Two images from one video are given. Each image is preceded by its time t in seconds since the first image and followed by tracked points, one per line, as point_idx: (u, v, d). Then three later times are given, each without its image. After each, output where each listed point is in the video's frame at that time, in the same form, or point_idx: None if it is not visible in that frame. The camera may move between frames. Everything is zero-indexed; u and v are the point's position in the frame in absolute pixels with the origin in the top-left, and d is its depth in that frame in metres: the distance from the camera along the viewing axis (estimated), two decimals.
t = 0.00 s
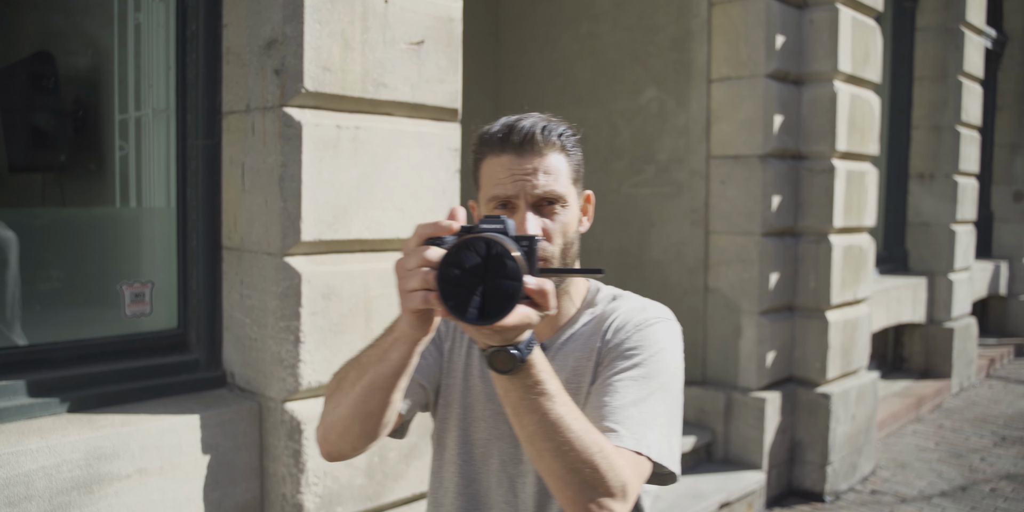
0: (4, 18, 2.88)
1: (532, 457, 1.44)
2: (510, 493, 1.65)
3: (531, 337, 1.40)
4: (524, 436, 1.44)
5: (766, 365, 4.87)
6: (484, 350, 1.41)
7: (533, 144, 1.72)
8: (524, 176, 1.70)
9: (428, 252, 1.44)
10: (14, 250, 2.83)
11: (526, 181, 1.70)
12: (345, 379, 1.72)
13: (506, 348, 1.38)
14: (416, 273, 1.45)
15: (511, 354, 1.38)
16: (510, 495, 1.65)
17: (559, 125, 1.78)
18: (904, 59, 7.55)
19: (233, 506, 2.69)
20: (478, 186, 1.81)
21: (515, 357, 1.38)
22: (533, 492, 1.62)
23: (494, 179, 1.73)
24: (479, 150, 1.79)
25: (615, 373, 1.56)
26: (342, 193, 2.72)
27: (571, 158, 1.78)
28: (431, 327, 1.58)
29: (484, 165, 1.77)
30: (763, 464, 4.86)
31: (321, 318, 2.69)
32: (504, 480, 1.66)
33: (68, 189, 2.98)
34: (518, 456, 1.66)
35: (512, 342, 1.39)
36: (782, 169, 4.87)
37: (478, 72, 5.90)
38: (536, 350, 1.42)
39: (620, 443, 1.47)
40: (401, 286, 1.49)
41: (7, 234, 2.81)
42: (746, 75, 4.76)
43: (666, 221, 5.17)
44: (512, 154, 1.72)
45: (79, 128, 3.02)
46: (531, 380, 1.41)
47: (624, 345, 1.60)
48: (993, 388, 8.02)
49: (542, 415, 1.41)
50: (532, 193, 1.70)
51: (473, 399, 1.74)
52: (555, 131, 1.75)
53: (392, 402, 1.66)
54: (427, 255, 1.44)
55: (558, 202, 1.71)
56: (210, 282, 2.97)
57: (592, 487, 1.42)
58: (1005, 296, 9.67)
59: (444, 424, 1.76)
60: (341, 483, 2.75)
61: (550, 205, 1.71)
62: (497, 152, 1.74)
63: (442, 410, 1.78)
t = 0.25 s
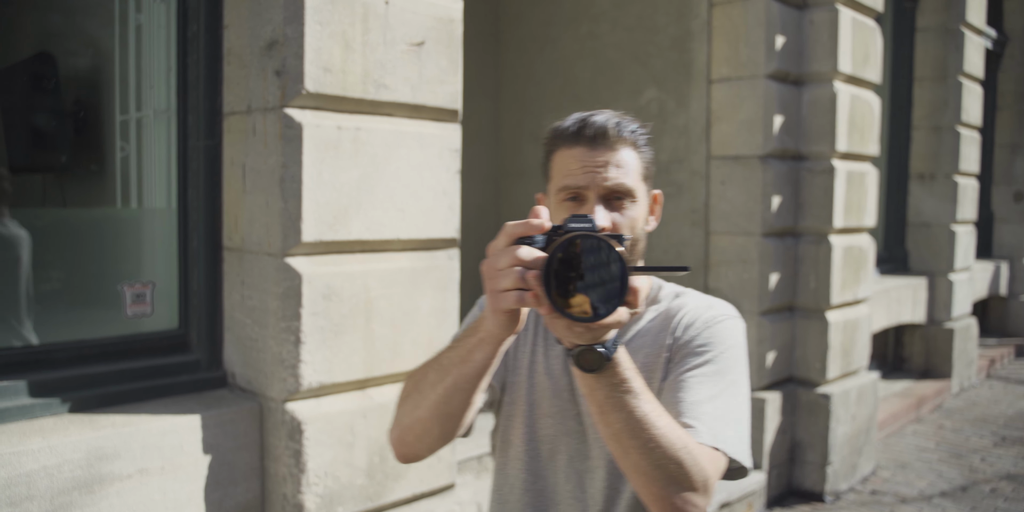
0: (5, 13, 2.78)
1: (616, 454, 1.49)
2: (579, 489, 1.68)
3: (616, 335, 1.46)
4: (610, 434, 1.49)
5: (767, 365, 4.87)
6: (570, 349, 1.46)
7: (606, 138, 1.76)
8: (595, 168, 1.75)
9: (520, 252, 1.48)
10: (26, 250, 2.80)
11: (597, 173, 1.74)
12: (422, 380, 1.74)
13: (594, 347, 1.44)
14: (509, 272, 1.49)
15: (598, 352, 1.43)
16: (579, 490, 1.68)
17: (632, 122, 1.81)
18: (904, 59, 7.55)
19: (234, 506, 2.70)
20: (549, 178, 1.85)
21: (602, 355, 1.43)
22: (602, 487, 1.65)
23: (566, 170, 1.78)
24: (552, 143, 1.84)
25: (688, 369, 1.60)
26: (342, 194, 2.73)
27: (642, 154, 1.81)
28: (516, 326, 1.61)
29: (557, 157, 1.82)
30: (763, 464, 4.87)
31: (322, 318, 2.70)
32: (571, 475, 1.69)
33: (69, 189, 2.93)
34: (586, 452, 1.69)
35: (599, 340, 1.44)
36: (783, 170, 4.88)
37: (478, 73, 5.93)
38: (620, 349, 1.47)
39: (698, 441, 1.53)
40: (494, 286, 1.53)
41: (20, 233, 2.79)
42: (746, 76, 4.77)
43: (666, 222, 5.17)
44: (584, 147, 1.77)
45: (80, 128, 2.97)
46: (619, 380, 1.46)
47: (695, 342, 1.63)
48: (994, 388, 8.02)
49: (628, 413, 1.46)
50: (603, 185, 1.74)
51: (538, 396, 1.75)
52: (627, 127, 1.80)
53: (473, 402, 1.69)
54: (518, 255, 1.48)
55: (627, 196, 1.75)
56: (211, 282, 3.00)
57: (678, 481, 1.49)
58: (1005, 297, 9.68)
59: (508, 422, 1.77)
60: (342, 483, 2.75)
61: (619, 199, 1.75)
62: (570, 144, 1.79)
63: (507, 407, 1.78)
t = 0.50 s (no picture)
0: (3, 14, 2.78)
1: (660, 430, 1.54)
2: (652, 460, 1.76)
3: (658, 319, 1.44)
4: (654, 414, 1.52)
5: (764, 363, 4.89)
6: (613, 334, 1.45)
7: (692, 117, 1.82)
8: (677, 147, 1.82)
9: (542, 247, 1.48)
10: (36, 238, 2.83)
11: (678, 152, 1.82)
12: (481, 382, 1.83)
13: (636, 331, 1.42)
14: (538, 268, 1.50)
15: (641, 336, 1.42)
16: (653, 461, 1.76)
17: (720, 102, 1.87)
18: (903, 58, 7.55)
19: (232, 503, 2.71)
20: (630, 147, 1.93)
21: (645, 339, 1.42)
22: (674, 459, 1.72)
23: (648, 143, 1.86)
24: (637, 114, 1.91)
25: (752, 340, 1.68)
26: (340, 192, 2.74)
27: (725, 135, 1.88)
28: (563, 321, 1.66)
29: (640, 129, 1.89)
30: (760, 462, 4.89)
31: (319, 315, 2.71)
32: (646, 449, 1.77)
33: (69, 188, 2.91)
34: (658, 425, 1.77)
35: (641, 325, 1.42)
36: (780, 169, 4.89)
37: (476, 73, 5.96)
38: (663, 332, 1.46)
39: (752, 411, 1.59)
40: (527, 287, 1.55)
41: (29, 225, 2.80)
42: (743, 74, 4.77)
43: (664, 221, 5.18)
44: (668, 124, 1.84)
45: (80, 128, 2.95)
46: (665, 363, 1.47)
47: (764, 314, 1.72)
48: (991, 387, 8.04)
49: (671, 395, 1.48)
50: (682, 164, 1.81)
51: (603, 375, 1.84)
52: (713, 106, 1.85)
53: (530, 399, 1.76)
54: (541, 250, 1.48)
55: (705, 177, 1.83)
56: (209, 279, 3.02)
57: (722, 458, 1.53)
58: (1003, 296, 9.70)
59: (576, 404, 1.86)
60: (339, 479, 2.77)
61: (697, 180, 1.83)
62: (654, 119, 1.86)
63: (572, 389, 1.88)
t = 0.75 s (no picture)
0: None
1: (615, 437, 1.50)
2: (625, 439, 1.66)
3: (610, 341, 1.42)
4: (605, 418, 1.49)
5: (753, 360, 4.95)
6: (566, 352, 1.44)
7: (685, 105, 1.67)
8: (670, 138, 1.67)
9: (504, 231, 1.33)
10: (28, 234, 2.84)
11: (671, 143, 1.67)
12: (445, 337, 1.78)
13: (586, 354, 1.41)
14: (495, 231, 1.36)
15: (590, 358, 1.41)
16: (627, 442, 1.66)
17: (717, 93, 1.72)
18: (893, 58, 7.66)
19: (227, 496, 2.74)
20: (624, 139, 1.79)
21: (592, 361, 1.41)
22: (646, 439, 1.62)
23: (639, 134, 1.71)
24: (630, 106, 1.77)
25: (728, 343, 1.57)
26: (334, 189, 2.78)
27: (723, 126, 1.72)
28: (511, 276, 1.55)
29: (633, 121, 1.75)
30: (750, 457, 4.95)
31: (313, 310, 2.75)
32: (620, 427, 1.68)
33: (63, 186, 2.94)
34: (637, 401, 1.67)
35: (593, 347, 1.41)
36: (769, 167, 4.95)
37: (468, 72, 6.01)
38: (617, 348, 1.43)
39: (715, 418, 1.51)
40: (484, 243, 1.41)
41: (21, 220, 2.82)
42: (734, 74, 4.83)
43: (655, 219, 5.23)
44: (660, 115, 1.69)
45: (73, 127, 2.98)
46: (615, 374, 1.42)
47: (744, 315, 1.60)
48: (980, 384, 8.13)
49: (623, 407, 1.44)
50: (674, 156, 1.66)
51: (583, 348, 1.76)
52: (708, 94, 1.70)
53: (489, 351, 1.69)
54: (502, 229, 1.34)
55: (698, 169, 1.68)
56: (204, 274, 3.05)
57: (672, 471, 1.48)
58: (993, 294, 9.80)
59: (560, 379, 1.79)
60: (332, 472, 2.80)
61: (690, 172, 1.67)
62: (646, 110, 1.71)
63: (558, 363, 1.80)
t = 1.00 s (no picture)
0: None
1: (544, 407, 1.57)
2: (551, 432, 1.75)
3: (540, 302, 1.52)
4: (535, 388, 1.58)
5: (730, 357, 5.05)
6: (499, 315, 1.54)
7: (624, 112, 1.72)
8: (608, 143, 1.73)
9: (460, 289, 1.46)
10: (8, 233, 2.87)
11: (608, 148, 1.72)
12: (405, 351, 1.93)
13: (516, 314, 1.51)
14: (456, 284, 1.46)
15: (519, 319, 1.50)
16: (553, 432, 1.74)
17: (657, 101, 1.76)
18: (869, 61, 7.81)
19: (212, 489, 2.80)
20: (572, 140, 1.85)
21: (520, 322, 1.50)
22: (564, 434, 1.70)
23: (581, 137, 1.77)
24: (578, 109, 1.83)
25: (653, 327, 1.64)
26: (316, 189, 2.84)
27: (661, 133, 1.77)
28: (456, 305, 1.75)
29: (578, 123, 1.81)
30: (727, 452, 5.06)
31: (296, 308, 2.81)
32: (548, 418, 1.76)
33: (46, 186, 2.98)
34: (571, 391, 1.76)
35: (524, 308, 1.51)
36: (746, 167, 5.05)
37: (449, 74, 6.09)
38: (547, 313, 1.54)
39: (633, 396, 1.58)
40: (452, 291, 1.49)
41: None
42: (711, 76, 4.92)
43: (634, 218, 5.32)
44: (601, 119, 1.75)
45: (57, 128, 3.03)
46: (541, 338, 1.52)
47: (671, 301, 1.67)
48: (954, 380, 8.30)
49: (548, 373, 1.53)
50: (610, 161, 1.72)
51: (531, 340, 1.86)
52: (650, 102, 1.75)
53: (441, 367, 1.82)
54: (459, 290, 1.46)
55: (634, 174, 1.73)
56: (190, 273, 3.09)
57: (592, 445, 1.54)
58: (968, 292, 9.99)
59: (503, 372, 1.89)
60: (315, 466, 2.86)
61: (625, 176, 1.73)
62: (589, 114, 1.77)
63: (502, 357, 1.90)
